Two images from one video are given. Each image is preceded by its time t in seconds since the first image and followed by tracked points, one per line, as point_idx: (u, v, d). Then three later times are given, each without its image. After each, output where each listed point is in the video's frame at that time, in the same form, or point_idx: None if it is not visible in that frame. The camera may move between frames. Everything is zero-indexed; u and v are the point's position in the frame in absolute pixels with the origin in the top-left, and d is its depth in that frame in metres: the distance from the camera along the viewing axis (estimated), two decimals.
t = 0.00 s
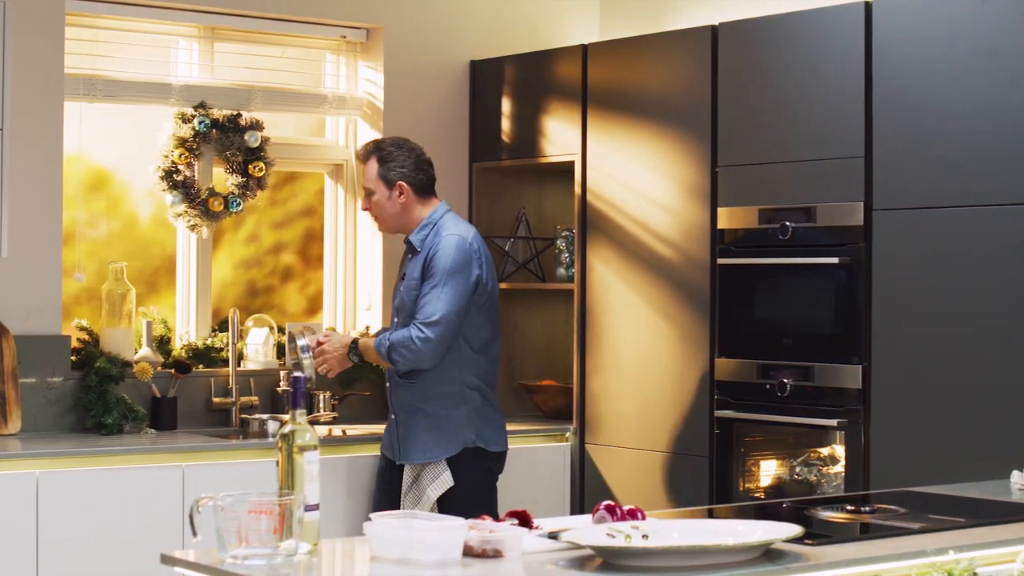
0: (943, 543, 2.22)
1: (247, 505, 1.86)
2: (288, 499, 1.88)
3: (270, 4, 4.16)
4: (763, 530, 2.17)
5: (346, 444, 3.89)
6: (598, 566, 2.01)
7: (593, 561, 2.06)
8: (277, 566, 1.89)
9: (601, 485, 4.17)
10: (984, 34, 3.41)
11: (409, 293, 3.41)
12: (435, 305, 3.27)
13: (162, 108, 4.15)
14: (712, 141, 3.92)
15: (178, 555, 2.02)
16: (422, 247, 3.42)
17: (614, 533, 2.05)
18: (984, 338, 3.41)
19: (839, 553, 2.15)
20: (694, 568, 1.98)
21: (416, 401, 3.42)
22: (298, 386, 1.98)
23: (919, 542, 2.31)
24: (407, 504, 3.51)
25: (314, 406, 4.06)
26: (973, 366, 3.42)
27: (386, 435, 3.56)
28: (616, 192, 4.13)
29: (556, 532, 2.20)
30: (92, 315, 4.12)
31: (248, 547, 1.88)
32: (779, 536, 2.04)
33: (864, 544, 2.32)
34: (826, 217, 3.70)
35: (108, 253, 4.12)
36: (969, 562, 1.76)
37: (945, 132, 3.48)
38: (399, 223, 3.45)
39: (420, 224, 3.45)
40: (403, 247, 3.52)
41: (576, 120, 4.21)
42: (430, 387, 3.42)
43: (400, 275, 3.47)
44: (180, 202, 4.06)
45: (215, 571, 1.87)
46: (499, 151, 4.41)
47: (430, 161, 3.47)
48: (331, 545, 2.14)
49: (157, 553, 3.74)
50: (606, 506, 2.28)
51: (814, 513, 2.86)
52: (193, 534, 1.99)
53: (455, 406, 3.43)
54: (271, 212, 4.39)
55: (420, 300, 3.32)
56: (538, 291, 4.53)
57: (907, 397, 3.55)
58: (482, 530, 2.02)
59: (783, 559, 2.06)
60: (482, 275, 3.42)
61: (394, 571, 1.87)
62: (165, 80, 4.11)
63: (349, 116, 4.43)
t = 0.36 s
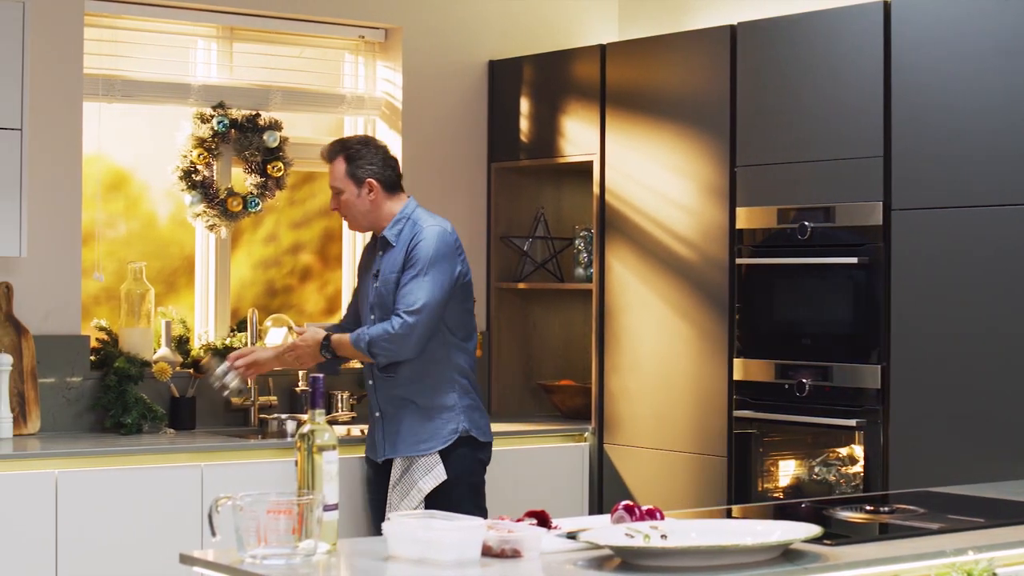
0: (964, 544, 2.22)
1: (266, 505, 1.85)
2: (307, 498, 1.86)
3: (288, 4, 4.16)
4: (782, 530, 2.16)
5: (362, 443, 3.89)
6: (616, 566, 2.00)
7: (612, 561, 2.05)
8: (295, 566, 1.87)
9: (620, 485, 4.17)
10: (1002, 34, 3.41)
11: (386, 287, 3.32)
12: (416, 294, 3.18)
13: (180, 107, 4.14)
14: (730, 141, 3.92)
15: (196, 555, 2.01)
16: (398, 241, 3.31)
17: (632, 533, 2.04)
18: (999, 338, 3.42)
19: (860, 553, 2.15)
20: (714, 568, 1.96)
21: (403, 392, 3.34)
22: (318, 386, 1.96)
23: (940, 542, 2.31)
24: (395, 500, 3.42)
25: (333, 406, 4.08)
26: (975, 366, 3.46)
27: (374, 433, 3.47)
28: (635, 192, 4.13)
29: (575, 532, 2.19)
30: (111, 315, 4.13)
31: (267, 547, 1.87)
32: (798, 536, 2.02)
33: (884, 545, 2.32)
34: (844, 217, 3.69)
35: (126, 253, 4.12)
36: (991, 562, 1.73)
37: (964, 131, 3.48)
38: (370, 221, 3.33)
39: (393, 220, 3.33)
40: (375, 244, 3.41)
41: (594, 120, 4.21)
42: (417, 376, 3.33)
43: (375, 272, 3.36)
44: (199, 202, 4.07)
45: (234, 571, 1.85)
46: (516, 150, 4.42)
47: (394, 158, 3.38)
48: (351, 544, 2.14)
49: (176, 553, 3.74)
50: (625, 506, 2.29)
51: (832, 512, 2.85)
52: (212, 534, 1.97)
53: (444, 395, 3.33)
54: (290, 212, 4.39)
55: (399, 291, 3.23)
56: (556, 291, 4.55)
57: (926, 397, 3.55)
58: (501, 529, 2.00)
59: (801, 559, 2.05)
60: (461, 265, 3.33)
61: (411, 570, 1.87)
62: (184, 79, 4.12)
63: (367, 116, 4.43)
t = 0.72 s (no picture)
0: (986, 544, 2.21)
1: (286, 505, 1.84)
2: (328, 498, 1.86)
3: (307, 4, 4.17)
4: (801, 531, 2.16)
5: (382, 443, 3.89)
6: (636, 566, 2.00)
7: (631, 562, 2.04)
8: (316, 565, 1.87)
9: (640, 485, 4.17)
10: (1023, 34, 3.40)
11: (383, 290, 3.25)
12: (458, 280, 3.07)
13: (200, 108, 4.16)
14: (751, 141, 3.91)
15: (215, 555, 2.00)
16: (389, 242, 3.24)
17: (653, 534, 2.04)
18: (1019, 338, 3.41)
19: (880, 553, 2.14)
20: (736, 568, 1.96)
21: (414, 390, 3.26)
22: (335, 386, 1.97)
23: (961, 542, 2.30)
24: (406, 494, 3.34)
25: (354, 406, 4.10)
26: (996, 367, 3.45)
27: (385, 434, 3.39)
28: (656, 192, 4.12)
29: (594, 532, 2.20)
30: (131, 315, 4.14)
31: (287, 547, 1.86)
32: (818, 536, 2.02)
33: (906, 545, 2.31)
34: (865, 217, 3.68)
35: (146, 253, 4.13)
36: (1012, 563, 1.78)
37: (984, 131, 3.47)
38: (350, 231, 3.22)
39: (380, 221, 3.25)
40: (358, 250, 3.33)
41: (614, 120, 4.21)
42: (433, 370, 3.25)
43: (366, 276, 3.28)
44: (218, 202, 4.06)
45: (255, 571, 1.85)
46: (536, 150, 4.42)
47: (359, 161, 3.25)
48: (368, 545, 2.13)
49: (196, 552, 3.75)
50: (645, 505, 2.26)
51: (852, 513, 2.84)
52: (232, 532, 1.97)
53: (460, 387, 3.27)
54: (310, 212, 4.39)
55: (434, 282, 3.12)
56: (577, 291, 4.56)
57: (947, 397, 3.54)
58: (521, 529, 2.01)
59: (822, 559, 2.05)
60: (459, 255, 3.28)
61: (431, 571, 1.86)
62: (204, 80, 4.14)
63: (387, 116, 4.45)
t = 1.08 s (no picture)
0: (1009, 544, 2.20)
1: (307, 505, 1.84)
2: (348, 498, 1.86)
3: (326, 4, 4.18)
4: (822, 530, 2.15)
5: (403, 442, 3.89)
6: (655, 566, 1.99)
7: (651, 562, 2.03)
8: (336, 565, 1.86)
9: (659, 486, 4.17)
10: None
11: (391, 292, 3.24)
12: (468, 279, 3.07)
13: (218, 108, 4.16)
14: (770, 141, 3.90)
15: (235, 555, 2.00)
16: (396, 244, 3.23)
17: (671, 533, 2.03)
18: None
19: (899, 553, 2.13)
20: (757, 567, 1.95)
21: (430, 390, 3.26)
22: (357, 386, 1.97)
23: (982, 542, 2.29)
24: (433, 495, 3.33)
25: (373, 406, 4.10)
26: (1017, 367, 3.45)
27: (401, 437, 3.39)
28: (674, 192, 4.12)
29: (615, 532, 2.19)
30: (151, 315, 4.15)
31: (307, 546, 1.86)
32: (839, 536, 2.01)
33: (926, 545, 2.29)
34: (884, 216, 3.68)
35: (166, 253, 4.14)
36: None
37: (1005, 130, 3.47)
38: (357, 241, 3.24)
39: (386, 224, 3.24)
40: (365, 252, 3.32)
41: (634, 119, 4.21)
42: (447, 370, 3.25)
43: (375, 278, 3.28)
44: (238, 202, 4.09)
45: (275, 571, 1.85)
46: (556, 150, 4.43)
47: (362, 169, 3.26)
48: (389, 544, 2.13)
49: (216, 552, 3.75)
50: (664, 505, 2.26)
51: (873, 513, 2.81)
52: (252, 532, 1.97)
53: (474, 386, 3.27)
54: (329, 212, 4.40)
55: (443, 282, 3.12)
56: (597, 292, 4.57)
57: (968, 397, 3.53)
58: (540, 529, 2.00)
59: (842, 559, 2.04)
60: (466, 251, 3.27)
61: (451, 570, 1.86)
62: (224, 79, 4.14)
63: (407, 116, 4.44)
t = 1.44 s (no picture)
0: None
1: (326, 504, 1.83)
2: (367, 497, 1.85)
3: (346, 4, 4.18)
4: (842, 531, 2.11)
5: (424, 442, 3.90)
6: (676, 566, 1.98)
7: (671, 561, 2.02)
8: (355, 564, 1.85)
9: (679, 485, 4.16)
10: None
11: (417, 292, 3.25)
12: (487, 278, 3.05)
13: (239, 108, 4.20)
14: (791, 140, 3.90)
15: (253, 554, 1.97)
16: (421, 244, 3.24)
17: (691, 533, 2.00)
18: None
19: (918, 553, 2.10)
20: (773, 568, 1.92)
21: (452, 389, 3.27)
22: (376, 386, 1.94)
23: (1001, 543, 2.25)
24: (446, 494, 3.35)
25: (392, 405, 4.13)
26: None
27: (430, 435, 3.41)
28: (694, 191, 4.12)
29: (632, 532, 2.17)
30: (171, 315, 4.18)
31: (326, 546, 1.85)
32: (858, 536, 1.98)
33: (947, 545, 2.27)
34: (905, 216, 3.67)
35: (187, 253, 4.14)
36: None
37: None
38: (387, 242, 3.25)
39: (413, 225, 3.25)
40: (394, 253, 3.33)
41: (653, 118, 4.21)
42: (469, 369, 3.26)
43: (402, 279, 3.28)
44: (258, 201, 4.08)
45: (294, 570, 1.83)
46: (575, 149, 4.43)
47: (391, 172, 3.28)
48: (409, 543, 2.14)
49: (235, 551, 3.75)
50: (683, 505, 2.23)
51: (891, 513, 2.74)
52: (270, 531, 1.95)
53: (496, 384, 3.26)
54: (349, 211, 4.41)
55: (463, 281, 3.11)
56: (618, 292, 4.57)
57: (988, 397, 3.52)
58: (560, 528, 2.00)
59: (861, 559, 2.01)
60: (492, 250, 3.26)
61: (467, 569, 1.87)
62: (244, 79, 4.17)
63: (426, 115, 4.46)
